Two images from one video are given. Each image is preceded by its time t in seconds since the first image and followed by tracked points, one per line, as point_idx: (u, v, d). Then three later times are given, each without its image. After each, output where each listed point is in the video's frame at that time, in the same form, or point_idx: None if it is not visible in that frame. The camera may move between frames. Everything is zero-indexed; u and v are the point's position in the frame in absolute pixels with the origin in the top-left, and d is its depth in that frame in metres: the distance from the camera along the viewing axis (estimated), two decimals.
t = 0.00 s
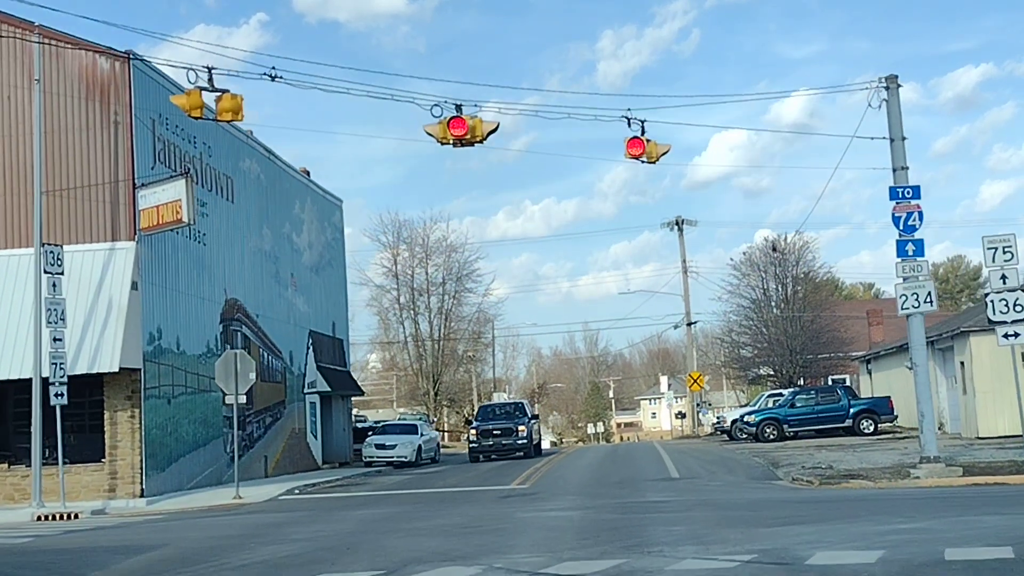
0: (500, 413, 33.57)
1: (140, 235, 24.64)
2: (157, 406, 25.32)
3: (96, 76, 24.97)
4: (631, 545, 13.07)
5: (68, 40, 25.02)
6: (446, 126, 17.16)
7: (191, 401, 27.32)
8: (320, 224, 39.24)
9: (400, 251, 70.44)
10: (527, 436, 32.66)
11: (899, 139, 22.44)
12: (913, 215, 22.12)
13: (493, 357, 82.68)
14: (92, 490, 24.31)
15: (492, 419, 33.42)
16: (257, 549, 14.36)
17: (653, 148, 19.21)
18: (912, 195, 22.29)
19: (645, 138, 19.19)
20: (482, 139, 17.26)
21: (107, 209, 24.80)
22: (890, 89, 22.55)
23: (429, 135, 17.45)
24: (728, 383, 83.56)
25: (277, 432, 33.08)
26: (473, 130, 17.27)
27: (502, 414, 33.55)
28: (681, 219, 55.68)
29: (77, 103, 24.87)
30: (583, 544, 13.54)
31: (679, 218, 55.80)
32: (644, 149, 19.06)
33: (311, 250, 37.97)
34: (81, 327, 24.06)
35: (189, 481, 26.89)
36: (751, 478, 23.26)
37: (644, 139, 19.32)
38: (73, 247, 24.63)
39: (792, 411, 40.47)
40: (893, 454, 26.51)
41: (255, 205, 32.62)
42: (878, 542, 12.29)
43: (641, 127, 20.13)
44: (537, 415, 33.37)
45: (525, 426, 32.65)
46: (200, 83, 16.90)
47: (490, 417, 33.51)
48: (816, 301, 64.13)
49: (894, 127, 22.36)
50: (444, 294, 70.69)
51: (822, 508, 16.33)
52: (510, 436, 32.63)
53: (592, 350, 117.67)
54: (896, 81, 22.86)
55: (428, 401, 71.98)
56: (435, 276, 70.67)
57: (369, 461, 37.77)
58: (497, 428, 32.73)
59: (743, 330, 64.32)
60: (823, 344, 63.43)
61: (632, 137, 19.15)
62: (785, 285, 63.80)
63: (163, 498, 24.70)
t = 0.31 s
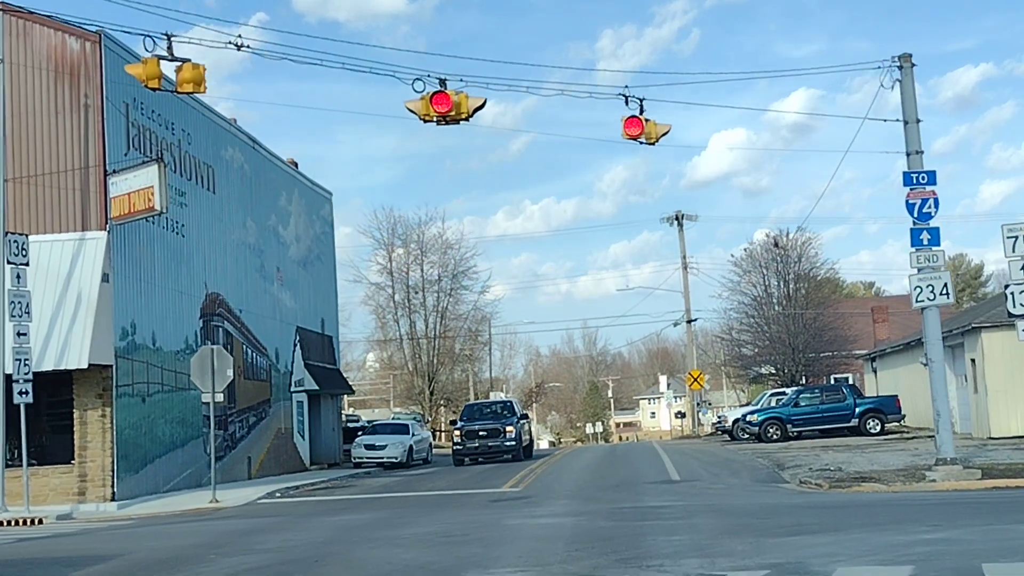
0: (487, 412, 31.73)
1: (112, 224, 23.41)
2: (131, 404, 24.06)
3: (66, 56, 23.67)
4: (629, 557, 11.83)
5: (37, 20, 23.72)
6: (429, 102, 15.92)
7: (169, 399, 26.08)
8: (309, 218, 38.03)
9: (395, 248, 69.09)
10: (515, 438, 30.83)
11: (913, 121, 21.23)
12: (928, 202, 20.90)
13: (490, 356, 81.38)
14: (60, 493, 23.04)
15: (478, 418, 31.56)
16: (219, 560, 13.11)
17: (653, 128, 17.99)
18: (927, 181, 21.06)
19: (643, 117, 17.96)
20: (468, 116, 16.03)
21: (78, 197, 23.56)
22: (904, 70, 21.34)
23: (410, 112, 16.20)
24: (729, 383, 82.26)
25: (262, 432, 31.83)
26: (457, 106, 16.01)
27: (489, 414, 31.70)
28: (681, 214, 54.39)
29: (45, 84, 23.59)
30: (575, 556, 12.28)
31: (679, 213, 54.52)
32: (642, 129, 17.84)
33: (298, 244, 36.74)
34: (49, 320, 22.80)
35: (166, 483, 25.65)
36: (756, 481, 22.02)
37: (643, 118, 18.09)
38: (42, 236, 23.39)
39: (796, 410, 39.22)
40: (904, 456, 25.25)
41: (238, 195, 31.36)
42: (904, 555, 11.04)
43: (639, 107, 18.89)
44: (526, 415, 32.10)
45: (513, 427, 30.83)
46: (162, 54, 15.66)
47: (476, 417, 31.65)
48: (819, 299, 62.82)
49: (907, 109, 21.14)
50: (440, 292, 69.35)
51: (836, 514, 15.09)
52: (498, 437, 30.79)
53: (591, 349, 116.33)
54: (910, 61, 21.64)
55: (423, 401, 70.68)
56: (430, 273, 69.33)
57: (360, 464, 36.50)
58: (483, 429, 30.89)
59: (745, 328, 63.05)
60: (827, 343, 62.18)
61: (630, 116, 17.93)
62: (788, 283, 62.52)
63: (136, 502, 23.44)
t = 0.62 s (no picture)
0: (474, 412, 30.50)
1: (85, 213, 22.27)
2: (104, 403, 22.92)
3: (36, 37, 22.55)
4: (626, 570, 10.67)
5: None
6: (411, 77, 14.77)
7: (146, 397, 24.93)
8: (298, 211, 36.89)
9: (391, 245, 67.91)
10: (503, 439, 29.57)
11: (927, 103, 20.11)
12: (943, 188, 19.78)
13: (488, 354, 80.21)
14: (29, 495, 21.89)
15: (464, 418, 30.32)
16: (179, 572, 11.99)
17: (652, 106, 16.85)
18: (942, 166, 19.93)
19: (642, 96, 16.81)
20: (453, 92, 14.89)
21: (49, 185, 22.43)
22: (917, 49, 20.22)
23: (391, 87, 15.04)
24: (729, 382, 81.07)
25: (246, 431, 30.70)
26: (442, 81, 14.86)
27: (476, 413, 30.46)
28: (681, 209, 53.21)
29: (14, 66, 22.48)
30: (568, 567, 11.14)
31: (679, 208, 53.34)
32: (641, 108, 16.70)
33: (286, 237, 35.60)
34: (16, 314, 21.65)
35: (142, 485, 24.51)
36: (761, 483, 20.89)
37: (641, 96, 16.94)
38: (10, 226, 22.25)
39: (797, 408, 38.24)
40: (915, 456, 24.16)
41: (222, 186, 30.22)
42: (931, 568, 9.89)
43: (638, 86, 17.73)
44: (515, 415, 31.00)
45: (501, 428, 29.58)
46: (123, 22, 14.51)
47: (461, 416, 30.44)
48: (821, 296, 61.69)
49: (920, 91, 20.01)
50: (436, 289, 68.16)
51: (851, 521, 13.97)
52: (484, 438, 29.55)
53: (590, 348, 115.15)
54: (923, 40, 20.50)
55: (419, 400, 69.54)
56: (426, 270, 68.16)
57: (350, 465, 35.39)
58: (468, 429, 29.68)
59: (746, 326, 61.93)
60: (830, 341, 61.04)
61: (628, 94, 16.77)
62: (790, 280, 61.35)
63: (109, 505, 22.31)
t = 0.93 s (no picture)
0: (462, 411, 29.59)
1: (61, 203, 21.40)
2: (82, 401, 22.06)
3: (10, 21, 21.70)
4: None
5: None
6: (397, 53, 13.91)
7: (127, 395, 24.07)
8: (289, 204, 36.03)
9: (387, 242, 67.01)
10: (491, 440, 28.68)
11: (939, 88, 19.27)
12: (956, 176, 18.94)
13: (485, 353, 79.30)
14: (4, 498, 21.08)
15: (450, 418, 29.40)
16: None
17: (652, 88, 15.98)
18: (955, 153, 19.08)
19: (641, 77, 15.94)
20: (441, 70, 14.01)
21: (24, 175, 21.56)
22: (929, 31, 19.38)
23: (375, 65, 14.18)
24: (730, 381, 80.20)
25: (234, 430, 29.85)
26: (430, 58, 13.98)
27: (464, 412, 29.56)
28: (681, 204, 52.33)
29: None
30: None
31: (679, 203, 52.47)
32: (640, 89, 15.84)
33: (276, 232, 34.74)
34: None
35: (123, 486, 23.65)
36: (765, 485, 20.03)
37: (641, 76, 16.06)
38: None
39: (800, 408, 37.32)
40: (924, 457, 23.27)
41: (208, 178, 29.36)
42: None
43: (637, 67, 16.86)
44: (504, 415, 30.09)
45: (489, 428, 28.69)
46: None
47: (448, 416, 29.53)
48: (823, 294, 60.80)
49: (932, 75, 19.17)
50: (432, 287, 67.24)
51: (863, 525, 13.12)
52: (471, 439, 28.65)
53: (589, 347, 114.23)
54: (935, 21, 19.66)
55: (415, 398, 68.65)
56: (423, 267, 67.27)
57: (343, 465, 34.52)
58: (454, 429, 28.75)
59: (747, 324, 61.05)
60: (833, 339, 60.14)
61: (627, 75, 15.90)
62: (791, 277, 60.44)
63: (86, 507, 21.44)
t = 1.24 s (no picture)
0: (450, 410, 28.93)
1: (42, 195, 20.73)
2: (64, 399, 21.40)
3: None
4: None
5: None
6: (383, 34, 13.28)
7: (111, 393, 23.42)
8: (282, 199, 35.35)
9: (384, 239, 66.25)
10: (479, 441, 28.03)
11: (948, 75, 18.60)
12: (966, 166, 18.27)
13: (483, 352, 78.57)
14: None
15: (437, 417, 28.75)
16: None
17: (651, 72, 15.32)
18: (965, 142, 18.42)
19: (640, 60, 15.28)
20: (430, 51, 13.37)
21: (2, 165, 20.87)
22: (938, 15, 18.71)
23: (361, 45, 13.54)
24: (730, 379, 79.52)
25: (224, 429, 29.20)
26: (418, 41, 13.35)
27: (451, 412, 28.90)
28: (682, 201, 51.64)
29: None
30: None
31: (679, 201, 51.79)
32: (639, 73, 15.18)
33: (268, 227, 34.05)
34: None
35: (107, 487, 23.01)
36: (768, 486, 19.38)
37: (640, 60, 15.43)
38: None
39: (802, 407, 36.64)
40: (931, 456, 22.60)
41: (197, 171, 28.68)
42: None
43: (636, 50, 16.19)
44: (495, 415, 29.45)
45: (478, 428, 28.04)
46: None
47: (435, 415, 28.88)
48: (825, 291, 60.13)
49: (941, 61, 18.50)
50: (429, 285, 66.47)
51: (872, 529, 12.46)
52: (458, 439, 27.97)
53: (589, 346, 113.51)
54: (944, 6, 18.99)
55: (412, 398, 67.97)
56: (420, 265, 66.55)
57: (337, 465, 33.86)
58: (442, 429, 28.05)
59: (747, 322, 60.40)
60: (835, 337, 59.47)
61: (626, 58, 15.25)
62: (793, 275, 59.76)
63: (67, 508, 20.80)
